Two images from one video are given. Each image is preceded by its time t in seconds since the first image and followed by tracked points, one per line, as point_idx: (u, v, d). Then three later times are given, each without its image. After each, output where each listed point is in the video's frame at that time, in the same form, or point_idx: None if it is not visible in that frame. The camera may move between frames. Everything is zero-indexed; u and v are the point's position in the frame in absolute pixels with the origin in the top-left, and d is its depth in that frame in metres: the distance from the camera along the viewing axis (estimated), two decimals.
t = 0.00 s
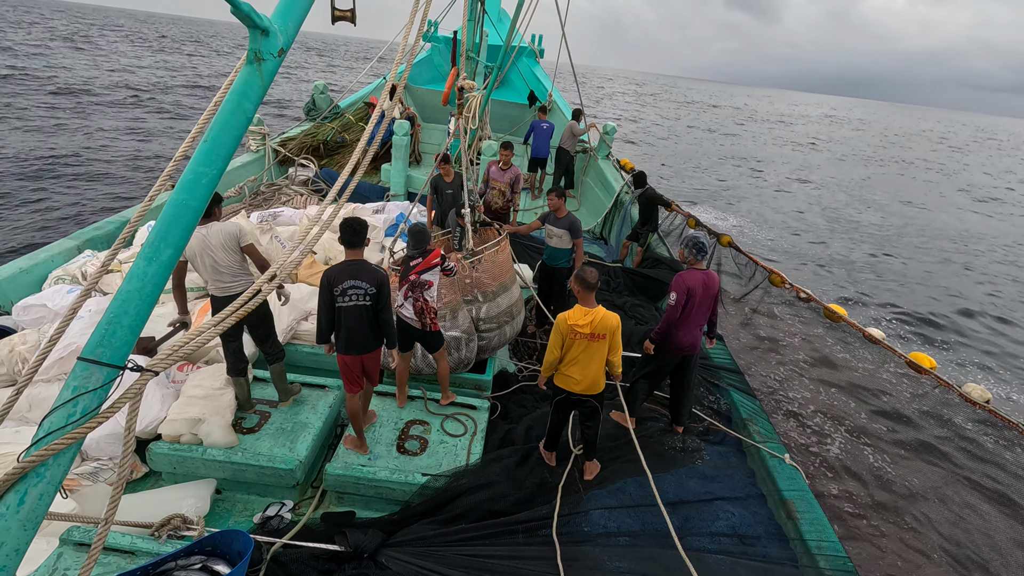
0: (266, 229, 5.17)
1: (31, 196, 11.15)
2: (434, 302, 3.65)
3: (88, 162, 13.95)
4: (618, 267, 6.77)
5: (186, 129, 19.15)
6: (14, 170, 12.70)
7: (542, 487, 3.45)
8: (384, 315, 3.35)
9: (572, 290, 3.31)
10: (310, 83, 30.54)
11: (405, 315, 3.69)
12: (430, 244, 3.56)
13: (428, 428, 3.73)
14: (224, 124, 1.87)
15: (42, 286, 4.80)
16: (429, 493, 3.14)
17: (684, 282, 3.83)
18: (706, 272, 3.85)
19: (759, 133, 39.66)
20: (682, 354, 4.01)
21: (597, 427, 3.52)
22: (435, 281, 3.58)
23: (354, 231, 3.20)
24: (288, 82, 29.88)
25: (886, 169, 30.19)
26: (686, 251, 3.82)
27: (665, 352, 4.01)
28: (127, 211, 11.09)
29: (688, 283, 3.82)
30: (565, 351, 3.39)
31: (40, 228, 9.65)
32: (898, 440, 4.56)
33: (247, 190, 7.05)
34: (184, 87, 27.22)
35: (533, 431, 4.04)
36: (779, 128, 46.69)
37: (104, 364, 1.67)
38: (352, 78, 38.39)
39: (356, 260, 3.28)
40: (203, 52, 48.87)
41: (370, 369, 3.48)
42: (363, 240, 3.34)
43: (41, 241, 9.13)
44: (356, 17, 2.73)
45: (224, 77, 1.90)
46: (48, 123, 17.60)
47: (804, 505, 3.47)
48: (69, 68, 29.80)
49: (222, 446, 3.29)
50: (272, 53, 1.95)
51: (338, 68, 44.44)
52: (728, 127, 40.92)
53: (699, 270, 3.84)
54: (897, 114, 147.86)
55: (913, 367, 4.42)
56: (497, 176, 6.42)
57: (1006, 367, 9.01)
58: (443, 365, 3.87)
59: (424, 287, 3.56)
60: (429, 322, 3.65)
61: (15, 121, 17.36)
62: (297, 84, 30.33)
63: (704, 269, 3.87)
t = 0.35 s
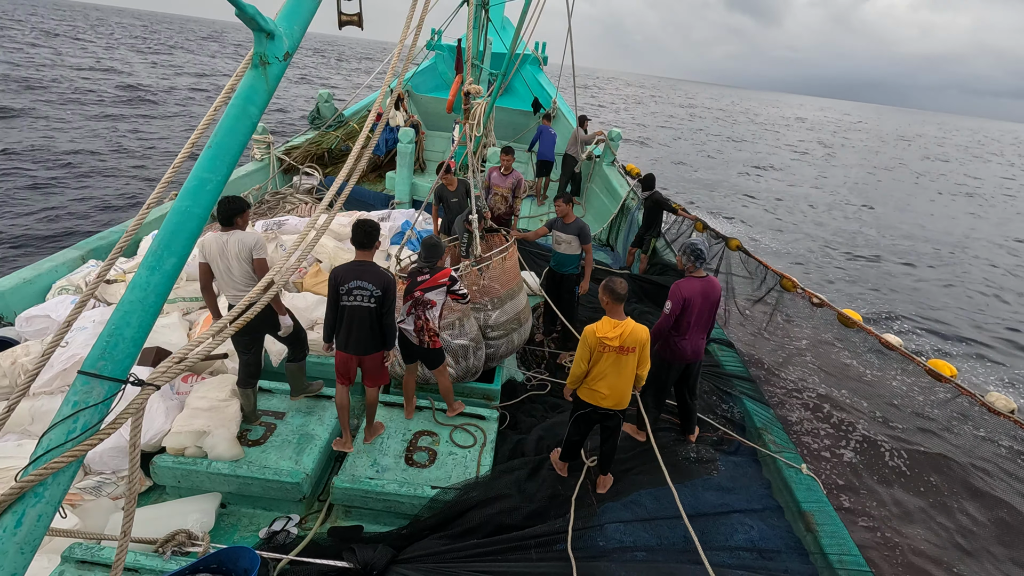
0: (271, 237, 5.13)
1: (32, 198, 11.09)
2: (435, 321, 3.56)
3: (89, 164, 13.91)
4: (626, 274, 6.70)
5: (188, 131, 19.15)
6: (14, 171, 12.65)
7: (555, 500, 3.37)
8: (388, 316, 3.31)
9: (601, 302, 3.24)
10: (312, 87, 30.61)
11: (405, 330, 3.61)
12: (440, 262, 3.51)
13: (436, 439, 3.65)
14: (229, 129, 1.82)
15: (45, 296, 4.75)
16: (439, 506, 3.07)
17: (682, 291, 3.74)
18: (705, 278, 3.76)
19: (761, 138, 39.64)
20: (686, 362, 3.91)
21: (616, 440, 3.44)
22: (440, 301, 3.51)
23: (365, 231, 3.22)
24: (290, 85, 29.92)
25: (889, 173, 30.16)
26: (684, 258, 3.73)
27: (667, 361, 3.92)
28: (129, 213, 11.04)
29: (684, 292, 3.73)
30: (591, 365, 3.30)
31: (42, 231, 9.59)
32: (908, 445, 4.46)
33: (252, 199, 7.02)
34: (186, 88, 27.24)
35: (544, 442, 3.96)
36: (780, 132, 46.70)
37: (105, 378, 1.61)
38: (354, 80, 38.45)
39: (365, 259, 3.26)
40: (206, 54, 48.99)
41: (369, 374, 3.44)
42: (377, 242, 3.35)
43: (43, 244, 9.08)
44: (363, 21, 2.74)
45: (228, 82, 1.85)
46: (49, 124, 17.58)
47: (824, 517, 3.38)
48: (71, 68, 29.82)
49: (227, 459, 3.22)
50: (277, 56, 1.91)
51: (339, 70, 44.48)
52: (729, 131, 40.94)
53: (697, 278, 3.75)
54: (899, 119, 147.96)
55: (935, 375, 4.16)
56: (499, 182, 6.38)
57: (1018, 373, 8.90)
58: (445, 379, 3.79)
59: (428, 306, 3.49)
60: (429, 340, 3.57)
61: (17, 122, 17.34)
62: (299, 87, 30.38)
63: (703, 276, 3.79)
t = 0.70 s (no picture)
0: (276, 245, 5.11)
1: (34, 202, 11.07)
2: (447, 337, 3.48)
3: (92, 166, 13.90)
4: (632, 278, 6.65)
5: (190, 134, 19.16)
6: (17, 174, 12.64)
7: (567, 508, 3.31)
8: (380, 317, 3.23)
9: (625, 308, 3.20)
10: (315, 92, 30.71)
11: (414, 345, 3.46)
12: (453, 274, 3.46)
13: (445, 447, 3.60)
14: (230, 130, 1.79)
15: (50, 305, 4.72)
16: (449, 515, 3.02)
17: (688, 297, 3.67)
18: (711, 281, 3.68)
19: (763, 142, 39.65)
20: (693, 367, 3.87)
21: (629, 447, 3.38)
22: (454, 314, 3.47)
23: (357, 232, 3.21)
24: (293, 90, 30.00)
25: (890, 178, 30.16)
26: (688, 262, 3.69)
27: (674, 368, 3.86)
28: (131, 217, 11.02)
29: (691, 298, 3.66)
30: (613, 373, 3.22)
31: (44, 234, 9.57)
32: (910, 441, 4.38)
33: (256, 206, 7.00)
34: (188, 92, 27.30)
35: (554, 448, 3.91)
36: (781, 137, 46.72)
37: (107, 385, 1.58)
38: (356, 83, 38.47)
39: (355, 260, 3.24)
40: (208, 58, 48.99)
41: (365, 379, 3.41)
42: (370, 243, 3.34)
43: (45, 247, 9.05)
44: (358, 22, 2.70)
45: (228, 84, 1.82)
46: (52, 126, 17.59)
47: (841, 524, 3.31)
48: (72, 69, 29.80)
49: (234, 468, 3.18)
50: (277, 56, 1.88)
51: (342, 73, 44.51)
52: (731, 135, 40.99)
53: (703, 282, 3.68)
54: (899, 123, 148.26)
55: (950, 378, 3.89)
56: (503, 187, 6.35)
57: None
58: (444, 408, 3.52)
59: (442, 319, 3.43)
60: (438, 355, 3.47)
61: (20, 124, 17.35)
62: (301, 92, 30.46)
63: (709, 279, 3.70)
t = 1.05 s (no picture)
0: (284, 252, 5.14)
1: (34, 204, 11.06)
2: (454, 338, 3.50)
3: (93, 169, 13.92)
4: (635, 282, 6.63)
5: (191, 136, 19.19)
6: (18, 176, 12.65)
7: (571, 513, 3.30)
8: (362, 323, 3.24)
9: (628, 312, 3.19)
10: (316, 96, 30.79)
11: (421, 346, 3.46)
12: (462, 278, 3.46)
13: (448, 452, 3.59)
14: (226, 137, 1.80)
15: (54, 312, 4.73)
16: (453, 521, 3.01)
17: (695, 301, 3.67)
18: (714, 285, 3.67)
19: (764, 144, 39.66)
20: (700, 372, 3.86)
21: (634, 452, 3.37)
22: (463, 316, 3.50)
23: (348, 236, 3.27)
24: (294, 95, 30.13)
25: (891, 180, 30.15)
26: (691, 267, 3.67)
27: (681, 372, 3.85)
28: (133, 220, 11.03)
29: (697, 303, 3.65)
30: (615, 377, 3.21)
31: (46, 237, 9.57)
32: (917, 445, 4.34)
33: (259, 213, 7.02)
34: (190, 95, 27.38)
35: (558, 452, 3.89)
36: (782, 139, 46.74)
37: (105, 392, 1.58)
38: (357, 86, 38.58)
39: (345, 264, 3.28)
40: (210, 60, 49.06)
41: (362, 382, 3.44)
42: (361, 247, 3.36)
43: (46, 250, 9.05)
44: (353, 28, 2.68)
45: (223, 90, 1.83)
46: (53, 128, 17.59)
47: (847, 527, 3.29)
48: (74, 71, 29.87)
49: (237, 475, 3.19)
50: (273, 63, 1.88)
51: (343, 75, 44.58)
52: (732, 137, 41.01)
53: (706, 286, 3.67)
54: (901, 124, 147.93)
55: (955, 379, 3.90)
56: (504, 191, 6.36)
57: None
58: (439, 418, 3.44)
59: (452, 320, 3.46)
60: (443, 357, 3.47)
61: (21, 126, 17.38)
62: (303, 96, 30.53)
63: (713, 283, 3.70)
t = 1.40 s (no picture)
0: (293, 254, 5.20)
1: (37, 207, 11.11)
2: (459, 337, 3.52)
3: (96, 171, 13.98)
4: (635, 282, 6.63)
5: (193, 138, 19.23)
6: (21, 179, 12.72)
7: (572, 514, 3.32)
8: (357, 326, 3.26)
9: (622, 314, 3.21)
10: (318, 99, 30.91)
11: (427, 347, 3.49)
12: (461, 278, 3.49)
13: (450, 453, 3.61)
14: (221, 142, 1.82)
15: (59, 317, 4.77)
16: (454, 523, 3.03)
17: (698, 304, 3.67)
18: (719, 288, 3.69)
19: (765, 146, 39.65)
20: (704, 375, 3.85)
21: (634, 454, 3.39)
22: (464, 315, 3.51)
23: (348, 240, 3.30)
24: (296, 98, 30.24)
25: (892, 182, 30.14)
26: (696, 269, 3.68)
27: (685, 375, 3.84)
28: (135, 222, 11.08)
29: (701, 305, 3.65)
30: (608, 378, 3.22)
31: (49, 239, 9.62)
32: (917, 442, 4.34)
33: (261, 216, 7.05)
34: (192, 97, 27.53)
35: (559, 454, 3.91)
36: (783, 141, 46.74)
37: (103, 395, 1.60)
38: (359, 88, 38.70)
39: (343, 266, 3.30)
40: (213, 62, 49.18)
41: (360, 385, 3.46)
42: (359, 250, 3.37)
43: (49, 253, 9.10)
44: (346, 33, 2.68)
45: (217, 96, 1.85)
46: (54, 130, 17.65)
47: (849, 528, 3.29)
48: (77, 74, 30.01)
49: (240, 477, 3.21)
50: (266, 69, 1.91)
51: (345, 78, 44.70)
52: (733, 139, 41.02)
53: (711, 289, 3.68)
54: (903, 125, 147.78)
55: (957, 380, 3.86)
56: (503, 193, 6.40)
57: None
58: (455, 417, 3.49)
59: (453, 320, 3.46)
60: (449, 357, 3.50)
61: (25, 128, 17.48)
62: (305, 99, 30.67)
63: (717, 286, 3.71)
